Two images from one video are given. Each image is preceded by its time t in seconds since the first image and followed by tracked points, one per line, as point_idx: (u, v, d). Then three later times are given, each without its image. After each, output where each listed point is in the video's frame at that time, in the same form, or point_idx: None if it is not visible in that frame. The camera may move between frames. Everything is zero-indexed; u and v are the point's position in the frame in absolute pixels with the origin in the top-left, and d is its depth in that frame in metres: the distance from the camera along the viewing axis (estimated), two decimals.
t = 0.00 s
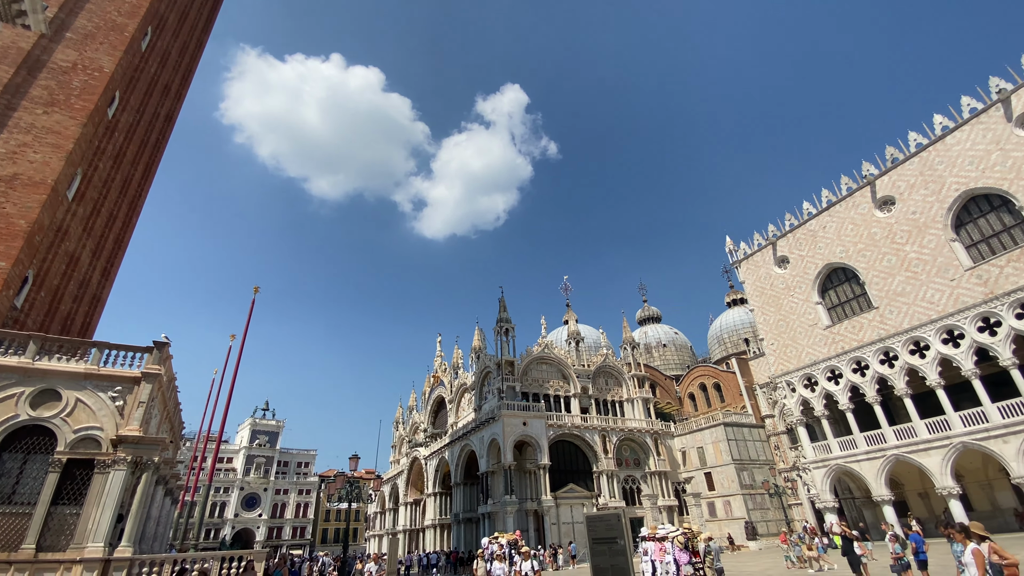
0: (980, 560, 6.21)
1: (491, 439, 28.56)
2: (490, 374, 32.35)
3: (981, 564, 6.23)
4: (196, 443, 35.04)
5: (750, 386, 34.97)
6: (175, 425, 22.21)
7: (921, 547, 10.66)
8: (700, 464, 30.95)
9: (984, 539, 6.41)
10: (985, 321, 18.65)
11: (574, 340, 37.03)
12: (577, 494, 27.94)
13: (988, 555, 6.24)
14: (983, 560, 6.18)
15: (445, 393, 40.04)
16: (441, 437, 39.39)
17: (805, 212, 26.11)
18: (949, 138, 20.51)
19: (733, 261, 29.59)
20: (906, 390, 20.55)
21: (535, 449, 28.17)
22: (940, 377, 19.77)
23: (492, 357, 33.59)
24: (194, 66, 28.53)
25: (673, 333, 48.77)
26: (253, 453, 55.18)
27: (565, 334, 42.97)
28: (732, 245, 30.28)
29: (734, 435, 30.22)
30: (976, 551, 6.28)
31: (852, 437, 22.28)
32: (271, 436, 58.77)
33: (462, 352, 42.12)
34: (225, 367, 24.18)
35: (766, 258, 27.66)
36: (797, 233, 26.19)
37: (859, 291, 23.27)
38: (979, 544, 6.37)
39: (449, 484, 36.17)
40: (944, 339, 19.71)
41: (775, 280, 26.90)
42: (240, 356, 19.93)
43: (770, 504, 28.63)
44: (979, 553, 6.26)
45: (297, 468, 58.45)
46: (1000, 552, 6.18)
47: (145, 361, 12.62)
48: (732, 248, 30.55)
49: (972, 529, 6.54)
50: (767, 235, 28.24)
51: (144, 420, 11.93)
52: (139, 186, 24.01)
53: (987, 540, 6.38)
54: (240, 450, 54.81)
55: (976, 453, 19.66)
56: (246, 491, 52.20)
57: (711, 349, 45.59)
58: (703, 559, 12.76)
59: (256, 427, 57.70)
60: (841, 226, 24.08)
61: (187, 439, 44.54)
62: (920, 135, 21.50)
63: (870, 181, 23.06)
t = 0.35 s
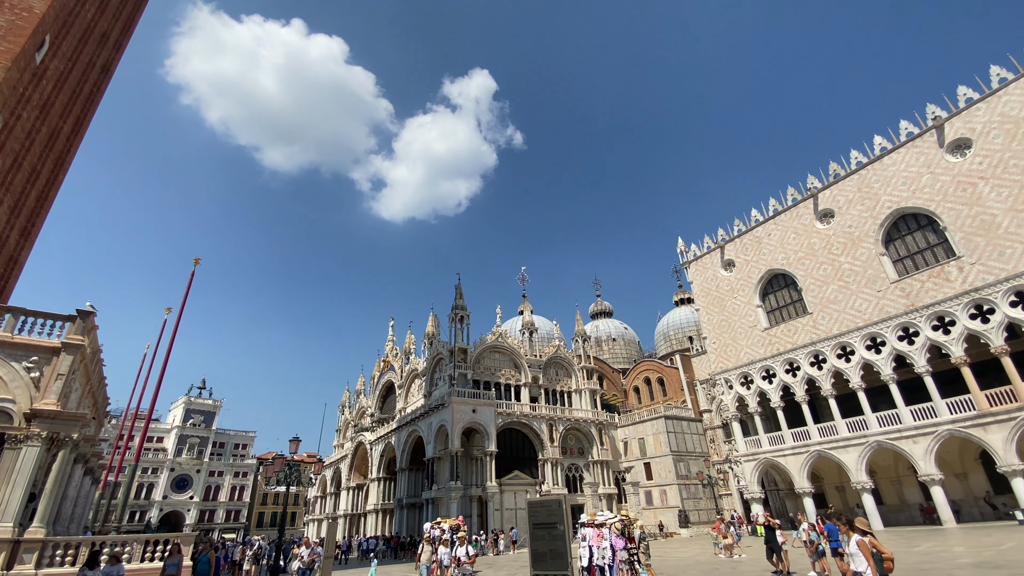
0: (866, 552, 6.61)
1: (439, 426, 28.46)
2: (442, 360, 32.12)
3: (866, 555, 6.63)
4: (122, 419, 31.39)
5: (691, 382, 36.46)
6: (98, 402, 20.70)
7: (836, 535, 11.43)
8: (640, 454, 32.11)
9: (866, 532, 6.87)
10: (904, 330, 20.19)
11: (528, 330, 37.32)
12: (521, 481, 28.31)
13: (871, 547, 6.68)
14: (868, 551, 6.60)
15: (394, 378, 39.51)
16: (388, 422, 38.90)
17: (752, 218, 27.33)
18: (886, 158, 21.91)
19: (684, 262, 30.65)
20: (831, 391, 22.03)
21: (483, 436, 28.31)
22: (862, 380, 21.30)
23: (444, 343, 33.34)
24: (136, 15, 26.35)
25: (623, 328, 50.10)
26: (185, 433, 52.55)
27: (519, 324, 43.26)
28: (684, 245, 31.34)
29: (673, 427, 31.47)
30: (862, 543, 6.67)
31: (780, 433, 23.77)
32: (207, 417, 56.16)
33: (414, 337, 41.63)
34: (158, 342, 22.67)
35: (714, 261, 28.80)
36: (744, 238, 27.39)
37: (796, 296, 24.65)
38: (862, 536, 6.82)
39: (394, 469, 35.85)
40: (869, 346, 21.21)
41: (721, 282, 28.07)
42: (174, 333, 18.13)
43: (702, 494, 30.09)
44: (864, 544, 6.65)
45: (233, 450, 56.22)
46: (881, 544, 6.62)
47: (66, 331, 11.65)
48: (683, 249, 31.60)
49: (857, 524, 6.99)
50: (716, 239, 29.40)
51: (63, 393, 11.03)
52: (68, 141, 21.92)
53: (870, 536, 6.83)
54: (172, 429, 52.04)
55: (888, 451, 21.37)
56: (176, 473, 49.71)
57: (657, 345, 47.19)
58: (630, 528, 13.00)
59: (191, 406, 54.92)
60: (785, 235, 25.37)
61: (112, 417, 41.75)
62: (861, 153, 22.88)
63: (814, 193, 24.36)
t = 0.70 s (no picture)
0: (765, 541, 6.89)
1: (384, 413, 27.87)
2: (390, 347, 31.39)
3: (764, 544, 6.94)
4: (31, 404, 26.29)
5: (634, 375, 37.61)
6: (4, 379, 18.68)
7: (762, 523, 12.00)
8: (582, 444, 32.82)
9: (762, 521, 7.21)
10: (830, 333, 21.58)
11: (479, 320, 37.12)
12: (465, 469, 28.28)
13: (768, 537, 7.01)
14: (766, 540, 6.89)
15: (338, 363, 38.35)
16: (329, 408, 37.82)
17: (700, 221, 28.35)
18: (824, 172, 23.20)
19: (634, 259, 31.40)
20: (762, 388, 23.28)
21: (429, 424, 27.99)
22: (790, 379, 22.63)
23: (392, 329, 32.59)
24: None
25: (572, 321, 50.90)
26: (106, 414, 48.79)
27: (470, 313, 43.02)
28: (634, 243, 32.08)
29: (615, 418, 32.38)
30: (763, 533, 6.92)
31: (713, 427, 24.97)
32: (132, 398, 52.29)
33: (360, 322, 40.52)
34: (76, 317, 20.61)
35: (662, 260, 29.68)
36: (691, 240, 28.33)
37: (736, 297, 25.80)
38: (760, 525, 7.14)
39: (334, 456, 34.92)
40: (798, 347, 22.52)
41: (667, 280, 28.96)
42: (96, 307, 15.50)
43: (638, 483, 31.11)
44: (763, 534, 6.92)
45: (160, 433, 52.90)
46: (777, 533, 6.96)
47: None
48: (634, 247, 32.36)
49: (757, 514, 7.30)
50: (664, 240, 30.28)
51: None
52: None
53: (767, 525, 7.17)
54: (90, 410, 48.25)
55: (809, 445, 22.87)
56: (94, 456, 46.24)
57: (605, 339, 48.31)
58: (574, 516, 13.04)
59: (114, 386, 50.87)
60: (728, 238, 26.45)
61: (20, 395, 38.16)
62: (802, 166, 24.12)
63: (758, 200, 25.48)
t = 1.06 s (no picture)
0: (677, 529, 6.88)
1: (326, 400, 26.97)
2: (335, 333, 30.35)
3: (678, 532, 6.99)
4: None
5: (581, 368, 38.36)
6: None
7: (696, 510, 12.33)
8: (527, 434, 33.20)
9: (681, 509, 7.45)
10: (764, 333, 22.80)
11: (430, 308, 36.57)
12: (410, 458, 27.95)
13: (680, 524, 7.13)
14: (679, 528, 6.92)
15: (278, 348, 36.73)
16: (267, 395, 36.25)
17: (650, 221, 29.16)
18: (767, 181, 24.41)
19: (586, 255, 31.89)
20: (700, 383, 24.32)
21: (374, 413, 27.37)
22: (725, 375, 23.77)
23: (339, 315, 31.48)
24: None
25: (524, 313, 51.23)
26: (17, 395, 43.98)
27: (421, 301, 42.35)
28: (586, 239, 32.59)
29: (561, 409, 32.91)
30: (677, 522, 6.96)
31: (652, 419, 25.92)
32: (46, 377, 46.89)
33: (304, 306, 38.97)
34: None
35: (613, 257, 30.32)
36: (641, 239, 29.08)
37: (679, 296, 26.80)
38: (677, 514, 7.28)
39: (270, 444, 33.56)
40: (734, 345, 23.67)
41: (617, 277, 29.63)
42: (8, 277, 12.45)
43: (580, 472, 31.87)
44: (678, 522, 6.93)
45: (77, 418, 48.86)
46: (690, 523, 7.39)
47: None
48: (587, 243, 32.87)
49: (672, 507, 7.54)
50: (615, 237, 30.91)
51: None
52: None
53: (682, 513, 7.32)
54: None
55: (739, 438, 24.18)
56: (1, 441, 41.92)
57: (555, 332, 48.97)
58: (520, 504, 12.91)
59: (27, 364, 45.52)
60: (675, 239, 27.37)
61: None
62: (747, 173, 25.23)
63: (704, 204, 26.48)
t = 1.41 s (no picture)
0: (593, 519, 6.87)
1: (263, 388, 25.82)
2: (276, 318, 29.03)
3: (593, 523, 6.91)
4: None
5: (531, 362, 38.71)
6: None
7: (633, 501, 12.74)
8: (474, 426, 33.19)
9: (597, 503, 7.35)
10: (703, 334, 23.85)
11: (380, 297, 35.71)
12: (351, 450, 27.31)
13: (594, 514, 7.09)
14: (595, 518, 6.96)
15: (214, 332, 34.77)
16: (200, 381, 34.30)
17: (604, 221, 29.76)
18: (714, 188, 25.45)
19: (540, 250, 32.14)
20: (642, 379, 25.13)
21: (315, 402, 26.46)
22: (666, 372, 24.67)
23: (281, 300, 30.10)
24: None
25: (477, 306, 51.08)
26: None
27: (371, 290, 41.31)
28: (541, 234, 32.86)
29: (508, 403, 33.06)
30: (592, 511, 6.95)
31: (597, 413, 26.60)
32: None
33: (244, 289, 37.06)
34: None
35: (566, 254, 30.73)
36: (594, 237, 29.62)
37: (627, 295, 27.54)
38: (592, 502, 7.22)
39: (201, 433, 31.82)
40: (676, 344, 24.60)
41: (570, 274, 30.07)
42: None
43: (524, 464, 32.16)
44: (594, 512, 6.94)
45: None
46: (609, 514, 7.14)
47: None
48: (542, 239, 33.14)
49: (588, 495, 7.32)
50: (570, 235, 31.34)
51: None
52: None
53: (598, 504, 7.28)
54: None
55: (676, 433, 25.28)
56: None
57: (507, 325, 49.16)
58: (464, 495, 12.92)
59: None
60: (626, 239, 28.08)
61: None
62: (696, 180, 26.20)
63: (655, 207, 27.29)
